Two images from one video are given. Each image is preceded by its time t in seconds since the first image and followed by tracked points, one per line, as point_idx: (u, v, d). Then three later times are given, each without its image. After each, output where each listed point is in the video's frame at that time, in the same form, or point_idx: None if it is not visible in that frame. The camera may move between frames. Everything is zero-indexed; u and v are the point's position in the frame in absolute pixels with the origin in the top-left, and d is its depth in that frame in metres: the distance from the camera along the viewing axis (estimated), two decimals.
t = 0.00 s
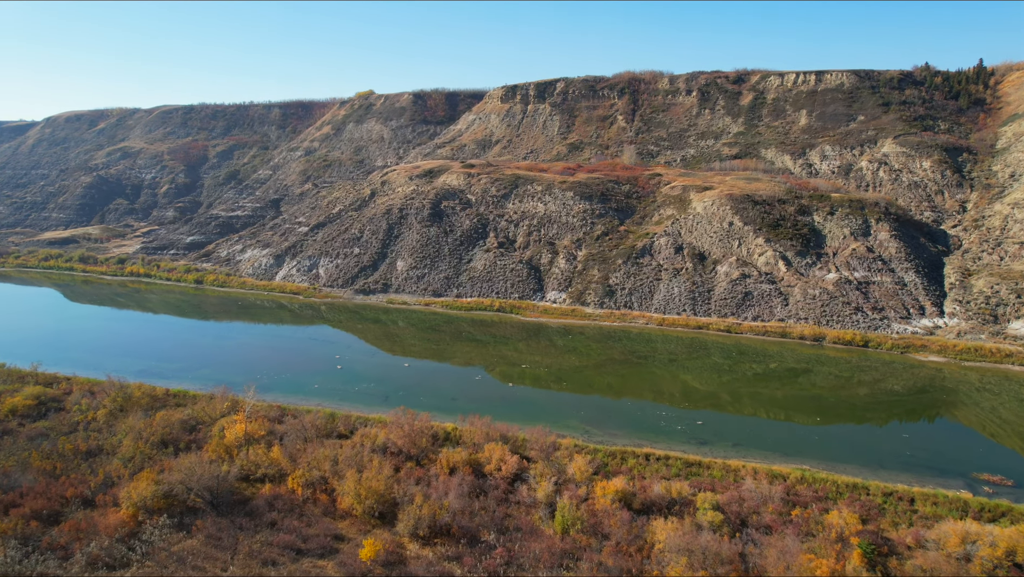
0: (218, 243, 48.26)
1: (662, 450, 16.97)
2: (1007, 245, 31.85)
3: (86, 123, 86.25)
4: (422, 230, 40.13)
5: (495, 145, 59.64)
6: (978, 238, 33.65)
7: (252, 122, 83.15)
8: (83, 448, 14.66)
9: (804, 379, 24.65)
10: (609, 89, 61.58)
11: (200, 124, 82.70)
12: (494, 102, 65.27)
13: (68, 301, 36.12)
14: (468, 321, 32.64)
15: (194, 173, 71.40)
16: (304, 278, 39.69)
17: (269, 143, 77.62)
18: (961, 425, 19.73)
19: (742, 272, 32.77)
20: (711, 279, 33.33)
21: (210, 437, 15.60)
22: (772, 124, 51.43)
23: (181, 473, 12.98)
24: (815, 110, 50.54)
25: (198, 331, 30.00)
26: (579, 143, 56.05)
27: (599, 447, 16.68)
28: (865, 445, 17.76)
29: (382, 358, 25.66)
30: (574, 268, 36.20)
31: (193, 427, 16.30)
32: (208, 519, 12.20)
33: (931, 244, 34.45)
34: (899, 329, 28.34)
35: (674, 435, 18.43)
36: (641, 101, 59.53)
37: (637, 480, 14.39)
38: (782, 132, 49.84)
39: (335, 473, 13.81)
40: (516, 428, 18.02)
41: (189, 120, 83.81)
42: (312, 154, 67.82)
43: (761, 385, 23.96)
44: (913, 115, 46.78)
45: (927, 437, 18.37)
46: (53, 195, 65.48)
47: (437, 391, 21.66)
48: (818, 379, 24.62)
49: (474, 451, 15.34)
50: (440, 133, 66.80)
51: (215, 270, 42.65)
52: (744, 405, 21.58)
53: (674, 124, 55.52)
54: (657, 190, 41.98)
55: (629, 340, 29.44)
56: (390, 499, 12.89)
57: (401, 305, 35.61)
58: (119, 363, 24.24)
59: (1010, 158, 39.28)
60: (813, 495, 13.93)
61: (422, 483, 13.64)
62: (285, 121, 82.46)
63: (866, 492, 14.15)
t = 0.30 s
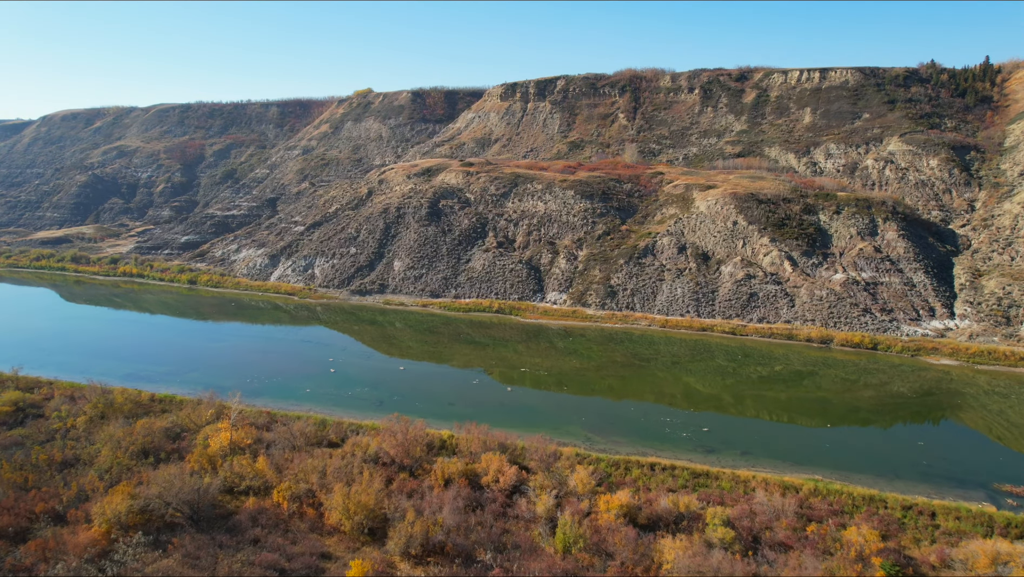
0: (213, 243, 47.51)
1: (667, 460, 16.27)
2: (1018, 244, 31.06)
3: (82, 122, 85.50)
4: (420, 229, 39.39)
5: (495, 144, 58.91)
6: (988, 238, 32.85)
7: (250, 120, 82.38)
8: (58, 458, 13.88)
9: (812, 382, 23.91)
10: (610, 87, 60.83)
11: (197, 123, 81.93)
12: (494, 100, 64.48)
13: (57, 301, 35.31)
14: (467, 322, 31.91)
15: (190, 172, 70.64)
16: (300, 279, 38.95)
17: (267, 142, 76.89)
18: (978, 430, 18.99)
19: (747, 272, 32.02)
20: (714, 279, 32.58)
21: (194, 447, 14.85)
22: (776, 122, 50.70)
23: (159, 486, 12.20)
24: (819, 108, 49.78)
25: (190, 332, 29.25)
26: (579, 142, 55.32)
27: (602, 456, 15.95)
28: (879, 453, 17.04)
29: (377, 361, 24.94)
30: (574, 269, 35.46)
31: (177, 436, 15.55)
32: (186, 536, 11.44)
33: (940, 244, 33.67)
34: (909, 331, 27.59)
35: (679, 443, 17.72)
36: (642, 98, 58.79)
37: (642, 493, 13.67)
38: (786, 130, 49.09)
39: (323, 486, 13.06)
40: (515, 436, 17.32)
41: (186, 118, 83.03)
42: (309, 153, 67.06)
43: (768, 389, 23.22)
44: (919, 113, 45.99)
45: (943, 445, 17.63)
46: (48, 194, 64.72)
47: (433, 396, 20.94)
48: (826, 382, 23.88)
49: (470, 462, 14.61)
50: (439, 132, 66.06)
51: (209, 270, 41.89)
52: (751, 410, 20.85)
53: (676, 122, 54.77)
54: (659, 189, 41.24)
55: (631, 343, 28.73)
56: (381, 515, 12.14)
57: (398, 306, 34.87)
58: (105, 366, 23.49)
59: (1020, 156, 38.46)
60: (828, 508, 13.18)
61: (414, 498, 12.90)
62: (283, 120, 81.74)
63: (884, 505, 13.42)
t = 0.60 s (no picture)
0: (208, 244, 46.75)
1: (673, 473, 15.54)
2: None
3: (77, 121, 84.68)
4: (417, 230, 38.63)
5: (494, 143, 58.16)
6: (999, 239, 32.07)
7: (247, 119, 81.63)
8: (31, 473, 13.10)
9: (820, 388, 23.15)
10: (611, 85, 60.09)
11: (194, 122, 81.18)
12: (493, 98, 63.72)
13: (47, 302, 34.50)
14: (465, 325, 31.17)
15: (186, 172, 69.89)
16: (295, 280, 38.20)
17: (264, 142, 76.12)
18: (996, 440, 18.23)
19: (752, 274, 31.28)
20: (719, 281, 31.84)
21: (176, 460, 14.07)
22: (779, 121, 49.99)
23: (135, 505, 11.43)
24: (824, 107, 49.02)
25: (180, 335, 28.47)
26: (580, 141, 54.56)
27: (605, 469, 15.21)
28: (895, 465, 16.28)
29: (372, 366, 24.19)
30: (575, 270, 34.72)
31: (158, 448, 14.79)
32: (162, 559, 10.67)
33: (949, 244, 32.91)
34: (919, 335, 26.85)
35: (685, 454, 16.97)
36: (644, 97, 58.02)
37: (647, 511, 12.95)
38: (790, 129, 48.37)
39: (311, 504, 12.30)
40: (514, 447, 16.59)
41: (183, 117, 82.27)
42: (307, 152, 66.32)
43: (775, 394, 22.46)
44: (925, 112, 45.22)
45: (961, 456, 16.86)
46: (42, 194, 63.94)
47: (429, 403, 20.20)
48: (835, 387, 23.14)
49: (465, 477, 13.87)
50: (437, 131, 65.30)
51: (203, 272, 41.14)
52: (758, 417, 20.10)
53: (678, 121, 54.02)
54: (661, 189, 40.50)
55: (633, 346, 28.00)
56: (370, 536, 11.38)
57: (395, 308, 34.14)
58: (90, 371, 22.69)
59: None
60: (846, 527, 12.41)
61: (407, 517, 12.14)
62: (280, 119, 80.99)
63: (904, 523, 12.70)
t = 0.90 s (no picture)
0: (202, 245, 46.01)
1: (679, 488, 14.81)
2: None
3: (73, 121, 83.92)
4: (414, 231, 37.90)
5: (493, 143, 57.46)
6: (1009, 240, 31.30)
7: (244, 119, 80.91)
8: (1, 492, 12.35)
9: (829, 395, 22.39)
10: (612, 84, 59.36)
11: (191, 121, 80.44)
12: (492, 97, 62.99)
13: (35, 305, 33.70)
14: (463, 329, 30.43)
15: (183, 172, 69.15)
16: (290, 283, 37.48)
17: (262, 141, 75.36)
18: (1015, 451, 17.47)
19: (757, 276, 30.55)
20: (723, 284, 31.12)
21: (156, 476, 13.31)
22: (783, 120, 49.27)
23: (106, 528, 10.67)
24: (828, 106, 48.28)
25: (170, 339, 27.70)
26: (580, 140, 53.85)
27: (608, 485, 14.47)
28: (912, 479, 15.54)
29: (366, 372, 23.45)
30: (575, 272, 34.00)
31: (139, 463, 14.03)
32: None
33: (958, 246, 32.14)
34: (930, 340, 26.12)
35: (691, 467, 16.24)
36: (645, 96, 57.27)
37: (653, 532, 12.21)
38: (794, 129, 47.65)
39: (296, 525, 11.55)
40: (512, 461, 15.85)
41: (180, 117, 81.53)
42: (304, 152, 65.60)
43: (783, 402, 21.70)
44: (931, 111, 44.47)
45: (980, 469, 16.11)
46: (36, 194, 63.18)
47: (425, 412, 19.46)
48: (844, 395, 22.38)
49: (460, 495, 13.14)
50: (436, 130, 64.59)
51: (196, 273, 40.41)
52: (766, 426, 19.35)
53: (680, 120, 53.29)
54: (663, 189, 39.77)
55: (636, 351, 27.25)
56: (358, 562, 10.61)
57: (391, 311, 33.42)
58: (75, 378, 21.93)
59: None
60: (866, 549, 11.66)
61: (397, 540, 11.41)
62: (278, 118, 80.29)
63: (927, 545, 11.99)
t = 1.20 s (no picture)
0: (197, 247, 45.29)
1: (686, 505, 14.10)
2: None
3: (69, 121, 83.18)
4: (412, 232, 37.19)
5: (493, 143, 56.75)
6: (1020, 242, 30.56)
7: (242, 119, 80.20)
8: None
9: (838, 403, 21.62)
10: (613, 83, 58.63)
11: (187, 121, 79.68)
12: (492, 97, 62.27)
13: (22, 307, 32.92)
14: (461, 334, 29.69)
15: (179, 172, 68.42)
16: (284, 285, 36.74)
17: (259, 141, 74.60)
18: None
19: (762, 280, 29.82)
20: (727, 287, 30.41)
21: (134, 494, 12.56)
22: (787, 120, 48.56)
23: (74, 554, 9.93)
24: (832, 105, 47.54)
25: (159, 344, 26.94)
26: (581, 140, 53.13)
27: (612, 502, 13.74)
28: (929, 495, 14.81)
29: (360, 380, 22.72)
30: (576, 275, 33.27)
31: (116, 479, 13.28)
32: None
33: (967, 248, 31.38)
34: (941, 346, 25.39)
35: (698, 481, 15.52)
36: (646, 95, 56.53)
37: (660, 556, 11.48)
38: (797, 129, 46.94)
39: (279, 549, 10.83)
40: (511, 476, 15.11)
41: (176, 117, 80.80)
42: (302, 152, 64.86)
43: (791, 410, 20.92)
44: (938, 110, 43.73)
45: (1001, 484, 15.36)
46: (30, 195, 62.43)
47: (419, 423, 18.74)
48: (854, 403, 21.62)
49: (455, 515, 12.45)
50: (435, 130, 63.88)
51: (190, 276, 39.69)
52: (774, 436, 18.63)
53: (682, 120, 52.58)
54: (665, 190, 39.05)
55: (638, 356, 26.49)
56: None
57: (388, 315, 32.68)
58: (57, 386, 21.14)
59: None
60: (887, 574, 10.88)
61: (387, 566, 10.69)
62: (275, 118, 79.55)
63: (951, 570, 11.22)
